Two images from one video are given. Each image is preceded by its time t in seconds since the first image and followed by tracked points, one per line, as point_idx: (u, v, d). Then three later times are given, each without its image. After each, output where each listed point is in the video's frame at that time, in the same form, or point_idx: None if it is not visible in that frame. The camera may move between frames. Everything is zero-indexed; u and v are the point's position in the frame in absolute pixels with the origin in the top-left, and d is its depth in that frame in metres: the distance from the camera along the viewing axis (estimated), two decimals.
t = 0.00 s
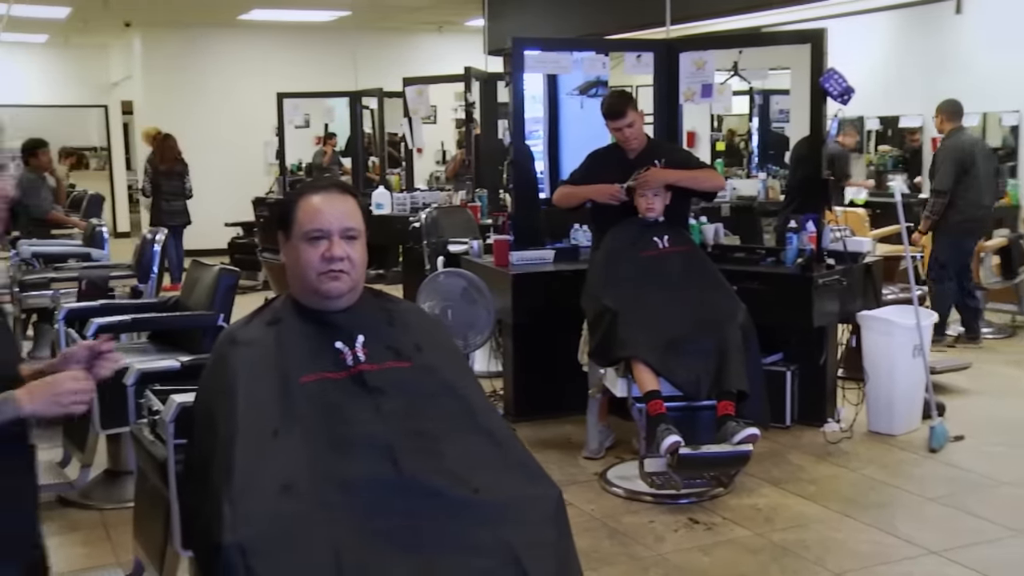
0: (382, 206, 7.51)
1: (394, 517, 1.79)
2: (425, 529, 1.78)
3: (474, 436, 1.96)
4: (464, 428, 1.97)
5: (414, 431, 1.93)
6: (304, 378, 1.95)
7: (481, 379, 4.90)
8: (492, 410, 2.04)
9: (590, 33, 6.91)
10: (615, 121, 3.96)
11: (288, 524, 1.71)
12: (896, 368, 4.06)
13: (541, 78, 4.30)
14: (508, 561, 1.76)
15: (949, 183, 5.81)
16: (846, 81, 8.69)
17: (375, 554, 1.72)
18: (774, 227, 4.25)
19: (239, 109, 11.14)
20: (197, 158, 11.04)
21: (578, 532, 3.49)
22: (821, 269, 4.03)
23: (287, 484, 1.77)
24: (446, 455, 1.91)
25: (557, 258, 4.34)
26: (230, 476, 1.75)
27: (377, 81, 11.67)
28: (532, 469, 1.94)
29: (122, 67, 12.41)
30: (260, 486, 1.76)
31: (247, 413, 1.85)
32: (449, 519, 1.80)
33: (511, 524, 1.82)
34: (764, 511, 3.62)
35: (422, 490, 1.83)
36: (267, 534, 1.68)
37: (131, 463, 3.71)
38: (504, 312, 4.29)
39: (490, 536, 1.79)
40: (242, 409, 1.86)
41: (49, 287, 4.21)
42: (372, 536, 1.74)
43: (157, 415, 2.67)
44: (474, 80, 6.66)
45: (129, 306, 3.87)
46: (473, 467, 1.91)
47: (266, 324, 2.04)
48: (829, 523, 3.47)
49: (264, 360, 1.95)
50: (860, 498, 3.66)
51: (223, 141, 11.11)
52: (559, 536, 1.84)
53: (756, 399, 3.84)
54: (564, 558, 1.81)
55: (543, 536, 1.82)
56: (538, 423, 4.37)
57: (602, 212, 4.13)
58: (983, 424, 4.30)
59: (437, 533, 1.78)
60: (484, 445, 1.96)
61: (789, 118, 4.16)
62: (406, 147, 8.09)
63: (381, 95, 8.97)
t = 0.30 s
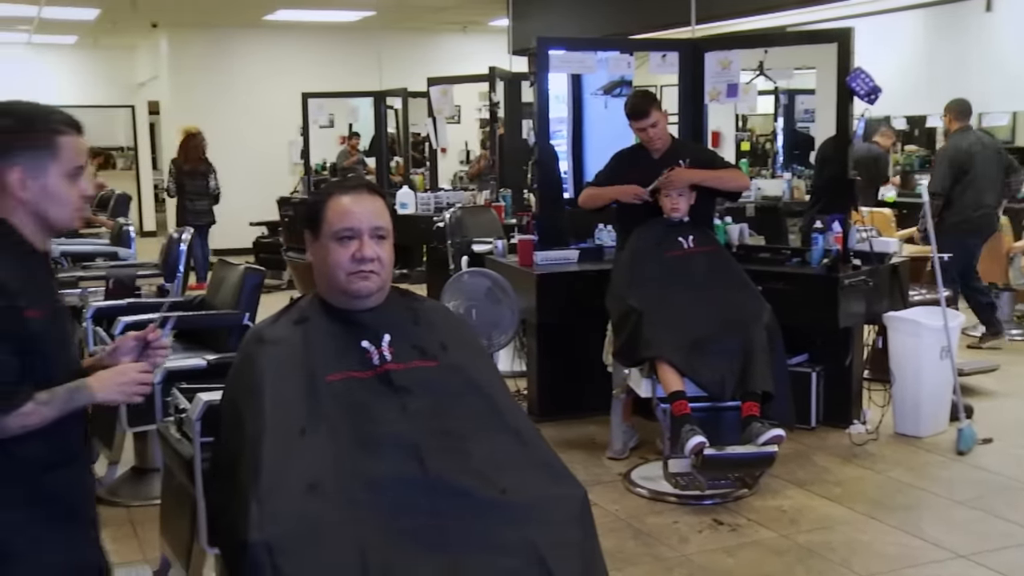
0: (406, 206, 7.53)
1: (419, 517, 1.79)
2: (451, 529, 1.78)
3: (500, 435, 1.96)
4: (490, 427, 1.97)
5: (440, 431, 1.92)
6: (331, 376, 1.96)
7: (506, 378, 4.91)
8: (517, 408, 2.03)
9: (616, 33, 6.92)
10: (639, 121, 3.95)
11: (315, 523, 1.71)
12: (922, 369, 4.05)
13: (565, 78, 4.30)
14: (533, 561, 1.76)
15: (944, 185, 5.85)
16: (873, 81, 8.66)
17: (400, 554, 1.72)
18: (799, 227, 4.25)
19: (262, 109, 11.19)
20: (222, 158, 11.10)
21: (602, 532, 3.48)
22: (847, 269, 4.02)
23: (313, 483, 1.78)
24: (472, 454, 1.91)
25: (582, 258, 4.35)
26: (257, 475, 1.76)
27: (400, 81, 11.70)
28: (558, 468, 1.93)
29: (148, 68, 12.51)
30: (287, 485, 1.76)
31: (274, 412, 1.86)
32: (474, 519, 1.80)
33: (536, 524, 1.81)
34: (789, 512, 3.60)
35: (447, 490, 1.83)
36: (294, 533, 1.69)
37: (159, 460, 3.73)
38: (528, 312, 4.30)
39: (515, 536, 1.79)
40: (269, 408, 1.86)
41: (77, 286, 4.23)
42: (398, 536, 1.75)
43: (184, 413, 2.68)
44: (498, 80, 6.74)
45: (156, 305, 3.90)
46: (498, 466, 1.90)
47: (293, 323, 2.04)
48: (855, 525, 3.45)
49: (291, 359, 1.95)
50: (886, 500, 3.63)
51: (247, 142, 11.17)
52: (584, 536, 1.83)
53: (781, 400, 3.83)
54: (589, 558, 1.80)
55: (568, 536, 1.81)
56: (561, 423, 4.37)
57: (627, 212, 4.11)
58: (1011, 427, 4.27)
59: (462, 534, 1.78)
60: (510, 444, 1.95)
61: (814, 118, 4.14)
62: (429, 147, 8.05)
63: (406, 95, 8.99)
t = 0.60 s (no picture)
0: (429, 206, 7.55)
1: (443, 516, 1.76)
2: (475, 528, 1.75)
3: (525, 434, 1.94)
4: (514, 427, 1.95)
5: (465, 431, 1.91)
6: (355, 375, 1.95)
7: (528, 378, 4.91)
8: (542, 408, 2.01)
9: (639, 33, 6.92)
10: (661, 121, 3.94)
11: (339, 521, 1.69)
12: (948, 371, 4.03)
13: (588, 77, 4.29)
14: (558, 561, 1.73)
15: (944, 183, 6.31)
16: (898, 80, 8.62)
17: (425, 552, 1.69)
18: (823, 227, 4.24)
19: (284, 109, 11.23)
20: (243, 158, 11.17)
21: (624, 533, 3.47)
22: (872, 270, 3.99)
23: (337, 482, 1.76)
24: (497, 454, 1.89)
25: (604, 258, 4.37)
26: (281, 473, 1.73)
27: (423, 81, 11.72)
28: (582, 468, 1.90)
29: (173, 68, 12.60)
30: (311, 483, 1.74)
31: (299, 410, 1.85)
32: (498, 518, 1.77)
33: (561, 523, 1.78)
34: (812, 514, 3.58)
35: (471, 490, 1.80)
36: (318, 532, 1.66)
37: (183, 458, 3.75)
38: (551, 312, 4.30)
39: (539, 536, 1.75)
40: (294, 405, 1.85)
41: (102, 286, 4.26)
42: (422, 535, 1.72)
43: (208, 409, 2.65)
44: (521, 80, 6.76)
45: (180, 303, 3.92)
46: (522, 466, 1.88)
47: (317, 322, 2.04)
48: (881, 528, 3.43)
49: (316, 358, 1.95)
50: (911, 503, 3.61)
51: (268, 141, 11.22)
52: (608, 536, 1.79)
53: (805, 401, 3.81)
54: (614, 559, 1.77)
55: (593, 536, 1.78)
56: (583, 424, 4.37)
57: (652, 211, 4.11)
58: None
59: (486, 532, 1.75)
60: (535, 444, 1.93)
61: (838, 118, 4.14)
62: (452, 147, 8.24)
63: (429, 95, 9.01)
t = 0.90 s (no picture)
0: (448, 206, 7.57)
1: (463, 515, 1.74)
2: (495, 527, 1.72)
3: (546, 433, 1.91)
4: (535, 425, 1.93)
5: (486, 429, 1.89)
6: (377, 374, 1.95)
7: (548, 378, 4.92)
8: (563, 408, 1.99)
9: (660, 32, 6.90)
10: (681, 121, 3.95)
11: (358, 520, 1.67)
12: (971, 372, 4.00)
13: (608, 77, 4.28)
14: (578, 561, 1.68)
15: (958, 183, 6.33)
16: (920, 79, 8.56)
17: (445, 552, 1.67)
18: (845, 228, 4.24)
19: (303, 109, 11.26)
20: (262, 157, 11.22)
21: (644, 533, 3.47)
22: (894, 271, 3.97)
23: (358, 481, 1.74)
24: (519, 454, 1.86)
25: (625, 258, 4.36)
26: (304, 472, 1.73)
27: (442, 81, 11.74)
28: (603, 468, 1.87)
29: (193, 68, 12.66)
30: (332, 482, 1.73)
31: (321, 408, 1.85)
32: (518, 517, 1.74)
33: (582, 523, 1.74)
34: (833, 516, 3.57)
35: (491, 489, 1.78)
36: (339, 530, 1.64)
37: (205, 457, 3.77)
38: (571, 312, 4.30)
39: (560, 536, 1.71)
40: (316, 404, 1.85)
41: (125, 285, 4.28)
42: (442, 534, 1.69)
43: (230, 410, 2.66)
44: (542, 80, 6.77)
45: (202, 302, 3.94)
46: (543, 466, 1.84)
47: (339, 321, 2.06)
48: (903, 530, 3.41)
49: (339, 359, 1.96)
50: (934, 505, 3.59)
51: (287, 141, 11.26)
52: (629, 536, 1.75)
53: (827, 403, 3.78)
54: (636, 559, 1.72)
55: (614, 536, 1.74)
56: (603, 424, 4.37)
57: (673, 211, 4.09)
58: None
59: (507, 532, 1.71)
60: (557, 444, 1.90)
61: (860, 117, 4.15)
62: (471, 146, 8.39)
63: (449, 95, 9.01)
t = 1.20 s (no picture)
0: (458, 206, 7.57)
1: (474, 515, 1.74)
2: (505, 527, 1.72)
3: (557, 433, 1.91)
4: (546, 425, 1.92)
5: (497, 429, 1.89)
6: (387, 374, 1.95)
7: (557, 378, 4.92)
8: (573, 408, 1.99)
9: (670, 32, 6.89)
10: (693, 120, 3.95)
11: (368, 520, 1.67)
12: (981, 373, 3.99)
13: (617, 77, 4.28)
14: (588, 561, 1.68)
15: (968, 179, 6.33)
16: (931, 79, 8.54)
17: (455, 552, 1.67)
18: (855, 228, 4.24)
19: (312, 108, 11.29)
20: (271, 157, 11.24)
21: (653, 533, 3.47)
22: (904, 271, 3.96)
23: (369, 480, 1.75)
24: (531, 454, 1.86)
25: (635, 258, 4.35)
26: (314, 472, 1.73)
27: (451, 81, 11.75)
28: (614, 468, 1.86)
29: (203, 69, 12.70)
30: (343, 482, 1.73)
31: (331, 407, 1.85)
32: (528, 517, 1.74)
33: (593, 523, 1.74)
34: (843, 516, 3.56)
35: (502, 489, 1.78)
36: (349, 531, 1.64)
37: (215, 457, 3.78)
38: (580, 313, 4.30)
39: (570, 536, 1.71)
40: (326, 403, 1.86)
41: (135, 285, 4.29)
42: (452, 534, 1.69)
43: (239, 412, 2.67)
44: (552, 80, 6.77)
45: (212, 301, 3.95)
46: (554, 466, 1.84)
47: (350, 320, 2.06)
48: (913, 531, 3.40)
49: (349, 358, 1.96)
50: (944, 506, 3.58)
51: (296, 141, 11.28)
52: (639, 537, 1.75)
53: (837, 403, 3.78)
54: (646, 560, 1.72)
55: (625, 537, 1.73)
56: (611, 424, 4.37)
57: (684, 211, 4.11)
58: None
59: (518, 531, 1.71)
60: (567, 444, 1.90)
61: (870, 117, 4.15)
62: (481, 146, 8.41)
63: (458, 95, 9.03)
